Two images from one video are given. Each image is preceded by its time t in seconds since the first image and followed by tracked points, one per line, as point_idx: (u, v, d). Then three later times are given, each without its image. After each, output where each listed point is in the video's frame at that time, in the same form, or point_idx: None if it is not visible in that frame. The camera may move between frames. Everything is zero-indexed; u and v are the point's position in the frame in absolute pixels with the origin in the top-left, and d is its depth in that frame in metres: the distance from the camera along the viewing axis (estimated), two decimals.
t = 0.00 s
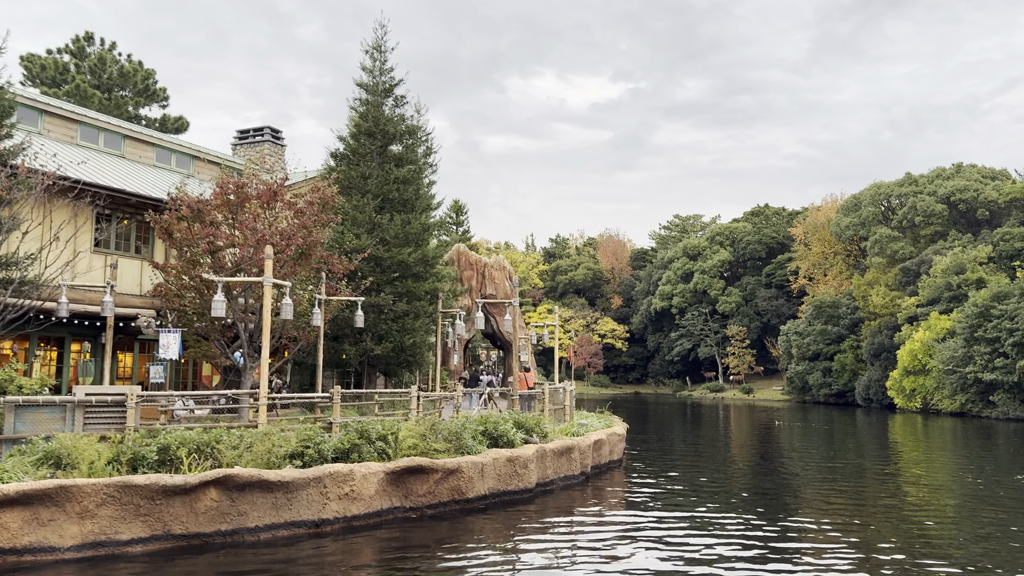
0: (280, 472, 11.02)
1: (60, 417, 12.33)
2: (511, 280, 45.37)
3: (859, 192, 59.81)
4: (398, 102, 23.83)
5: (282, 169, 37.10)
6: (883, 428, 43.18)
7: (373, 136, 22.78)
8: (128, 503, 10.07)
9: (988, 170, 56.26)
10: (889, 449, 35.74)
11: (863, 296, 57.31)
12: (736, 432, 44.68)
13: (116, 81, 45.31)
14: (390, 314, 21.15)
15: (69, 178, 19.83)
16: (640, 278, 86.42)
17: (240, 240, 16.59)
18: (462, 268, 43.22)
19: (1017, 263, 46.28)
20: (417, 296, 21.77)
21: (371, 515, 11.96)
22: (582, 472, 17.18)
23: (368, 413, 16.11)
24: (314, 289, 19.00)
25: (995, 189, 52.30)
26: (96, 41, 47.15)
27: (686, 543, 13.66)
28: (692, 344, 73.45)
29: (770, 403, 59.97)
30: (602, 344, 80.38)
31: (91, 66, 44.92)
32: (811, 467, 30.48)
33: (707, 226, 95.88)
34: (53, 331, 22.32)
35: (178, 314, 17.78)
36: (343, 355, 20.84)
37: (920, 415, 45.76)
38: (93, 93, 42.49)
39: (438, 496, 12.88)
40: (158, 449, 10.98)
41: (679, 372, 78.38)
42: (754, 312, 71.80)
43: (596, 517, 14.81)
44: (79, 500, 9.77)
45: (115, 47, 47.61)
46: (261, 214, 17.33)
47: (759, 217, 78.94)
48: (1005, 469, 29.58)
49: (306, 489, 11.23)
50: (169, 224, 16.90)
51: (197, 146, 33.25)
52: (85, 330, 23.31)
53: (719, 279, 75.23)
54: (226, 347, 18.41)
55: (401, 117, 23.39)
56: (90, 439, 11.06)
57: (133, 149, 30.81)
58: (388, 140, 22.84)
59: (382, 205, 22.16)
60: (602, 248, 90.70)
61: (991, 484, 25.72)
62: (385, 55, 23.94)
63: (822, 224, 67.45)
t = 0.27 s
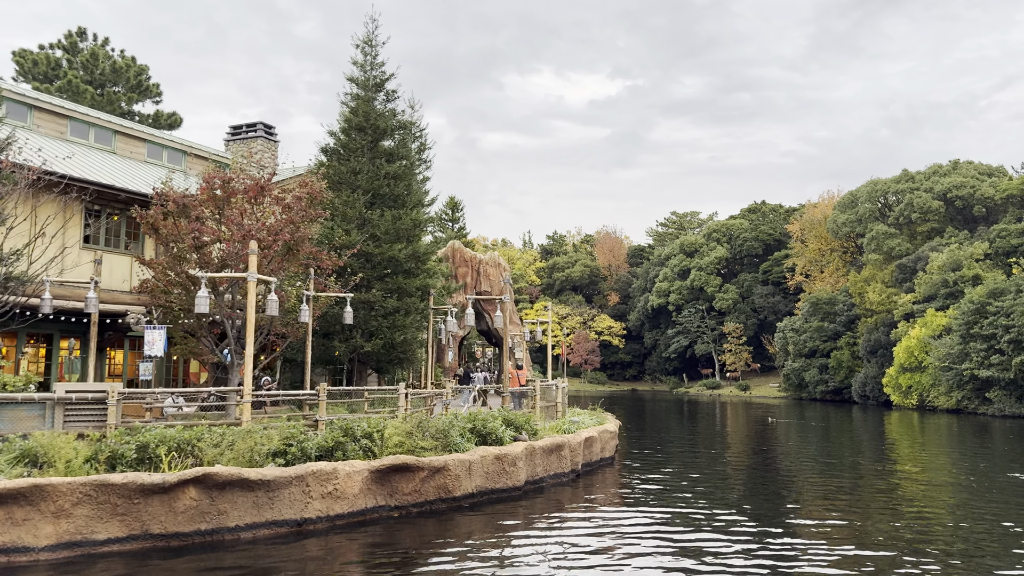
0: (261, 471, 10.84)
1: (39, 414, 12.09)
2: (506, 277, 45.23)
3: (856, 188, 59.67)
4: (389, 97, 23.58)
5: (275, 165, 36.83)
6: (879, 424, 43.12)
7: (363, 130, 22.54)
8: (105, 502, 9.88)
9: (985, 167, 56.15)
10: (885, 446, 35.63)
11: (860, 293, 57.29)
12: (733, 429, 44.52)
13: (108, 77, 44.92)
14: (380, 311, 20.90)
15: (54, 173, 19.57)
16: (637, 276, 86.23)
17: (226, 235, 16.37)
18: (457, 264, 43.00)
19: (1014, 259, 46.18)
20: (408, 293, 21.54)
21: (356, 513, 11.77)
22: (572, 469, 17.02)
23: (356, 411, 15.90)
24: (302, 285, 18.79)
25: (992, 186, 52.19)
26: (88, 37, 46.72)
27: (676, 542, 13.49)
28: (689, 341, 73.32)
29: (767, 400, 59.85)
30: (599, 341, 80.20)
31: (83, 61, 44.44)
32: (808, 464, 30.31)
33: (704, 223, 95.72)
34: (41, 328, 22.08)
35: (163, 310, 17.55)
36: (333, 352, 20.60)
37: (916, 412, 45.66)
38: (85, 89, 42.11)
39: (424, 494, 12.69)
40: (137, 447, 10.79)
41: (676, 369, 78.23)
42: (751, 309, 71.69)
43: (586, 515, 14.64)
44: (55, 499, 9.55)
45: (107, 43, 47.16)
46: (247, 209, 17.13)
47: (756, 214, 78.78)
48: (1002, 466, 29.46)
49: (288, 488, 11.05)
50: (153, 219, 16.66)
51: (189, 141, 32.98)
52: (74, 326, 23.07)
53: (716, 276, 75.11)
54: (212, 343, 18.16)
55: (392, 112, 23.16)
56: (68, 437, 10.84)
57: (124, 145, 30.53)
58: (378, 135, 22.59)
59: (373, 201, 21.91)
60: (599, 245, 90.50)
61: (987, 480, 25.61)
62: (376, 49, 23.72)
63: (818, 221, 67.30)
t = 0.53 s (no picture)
0: (242, 470, 10.65)
1: (19, 413, 12.01)
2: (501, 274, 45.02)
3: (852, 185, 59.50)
4: (380, 92, 23.33)
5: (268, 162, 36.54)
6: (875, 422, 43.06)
7: (353, 126, 22.29)
8: (81, 502, 9.66)
9: (982, 164, 56.02)
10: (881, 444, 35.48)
11: (857, 291, 57.21)
12: (729, 427, 44.35)
13: (100, 73, 44.23)
14: (370, 308, 20.65)
15: (40, 169, 19.30)
16: (634, 273, 86.06)
17: (211, 231, 16.17)
18: (451, 262, 42.78)
19: (1010, 257, 46.07)
20: (398, 290, 21.31)
21: (339, 513, 11.58)
22: (563, 468, 16.84)
23: (343, 409, 15.67)
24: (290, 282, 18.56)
25: (989, 183, 52.05)
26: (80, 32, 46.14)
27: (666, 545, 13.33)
28: (685, 338, 73.16)
29: (763, 398, 59.70)
30: (596, 339, 80.00)
31: (74, 57, 43.77)
32: (805, 462, 30.16)
33: (701, 220, 95.58)
34: (28, 326, 21.79)
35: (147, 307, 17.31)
36: (322, 349, 20.36)
37: (912, 409, 45.56)
38: (77, 85, 41.55)
39: (409, 494, 12.49)
40: (114, 447, 10.59)
41: (673, 366, 78.09)
42: (747, 307, 71.57)
43: (576, 516, 14.47)
44: (29, 499, 9.33)
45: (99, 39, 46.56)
46: (233, 206, 16.95)
47: (753, 211, 78.62)
48: (999, 464, 29.32)
49: (269, 488, 10.85)
50: (137, 215, 16.43)
51: (180, 138, 32.68)
52: (61, 323, 22.79)
53: (713, 274, 74.96)
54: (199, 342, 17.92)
55: (383, 107, 22.92)
56: (44, 436, 10.62)
57: (114, 141, 30.22)
58: (369, 130, 22.35)
59: (363, 197, 21.66)
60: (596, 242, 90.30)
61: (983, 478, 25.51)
62: (367, 44, 23.46)
63: (815, 219, 67.13)
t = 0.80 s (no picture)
0: (222, 470, 10.46)
1: None
2: (496, 271, 44.82)
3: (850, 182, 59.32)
4: (371, 87, 23.11)
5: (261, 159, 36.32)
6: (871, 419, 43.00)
7: (344, 121, 22.06)
8: (56, 502, 9.45)
9: (979, 161, 55.87)
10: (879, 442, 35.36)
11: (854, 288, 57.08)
12: (726, 424, 44.22)
13: (93, 69, 43.42)
14: (360, 305, 20.43)
15: (26, 165, 19.04)
16: (632, 271, 85.88)
17: (197, 227, 15.94)
18: (446, 259, 42.63)
19: (1007, 254, 45.97)
20: (389, 287, 21.10)
21: (323, 514, 11.39)
22: (553, 466, 16.68)
23: (330, 407, 15.47)
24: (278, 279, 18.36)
25: (986, 180, 51.88)
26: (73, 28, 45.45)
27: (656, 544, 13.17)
28: (682, 336, 73.01)
29: (761, 396, 59.57)
30: (593, 336, 79.86)
31: (66, 53, 43.03)
32: (802, 460, 30.01)
33: (699, 218, 95.41)
34: (14, 323, 21.51)
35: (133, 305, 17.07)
36: (312, 347, 20.17)
37: (908, 407, 45.49)
38: (69, 81, 40.98)
39: (395, 494, 12.31)
40: (92, 445, 10.38)
41: (670, 364, 77.95)
42: (744, 305, 71.46)
43: (567, 514, 14.32)
44: (3, 499, 9.12)
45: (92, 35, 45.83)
46: (220, 201, 16.74)
47: (750, 208, 78.43)
48: (996, 462, 29.18)
49: (251, 488, 10.67)
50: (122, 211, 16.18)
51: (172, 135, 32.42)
52: (48, 321, 22.51)
53: (710, 271, 74.82)
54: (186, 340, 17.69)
55: (375, 103, 22.71)
56: (21, 436, 10.41)
57: (105, 138, 30.01)
58: (360, 125, 22.12)
59: (353, 193, 21.44)
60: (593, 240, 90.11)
61: (980, 476, 25.42)
62: (358, 39, 23.23)
63: (812, 216, 66.96)
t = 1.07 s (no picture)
0: (204, 470, 10.26)
1: None
2: (493, 269, 44.60)
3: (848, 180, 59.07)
4: (363, 84, 22.87)
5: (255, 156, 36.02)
6: (869, 417, 42.83)
7: (335, 118, 21.81)
8: (32, 504, 9.23)
9: (977, 158, 55.67)
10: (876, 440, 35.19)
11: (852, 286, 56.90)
12: (725, 423, 44.05)
13: (86, 66, 42.33)
14: (351, 304, 20.21)
15: (13, 161, 18.72)
16: (630, 269, 85.66)
17: (183, 225, 15.72)
18: (442, 257, 42.44)
19: (1005, 251, 45.81)
20: (381, 285, 20.88)
21: (307, 515, 11.20)
22: (545, 466, 16.50)
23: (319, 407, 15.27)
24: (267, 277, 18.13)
25: (984, 178, 51.66)
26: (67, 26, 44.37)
27: (649, 544, 12.97)
28: (681, 334, 72.82)
29: (759, 394, 59.39)
30: (592, 335, 79.66)
31: (59, 51, 41.90)
32: (801, 458, 29.82)
33: (697, 216, 95.22)
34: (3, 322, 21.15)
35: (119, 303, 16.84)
36: (303, 346, 19.94)
37: (906, 405, 45.34)
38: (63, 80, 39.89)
39: (382, 494, 12.11)
40: (71, 446, 10.17)
41: (668, 362, 77.80)
42: (743, 303, 71.29)
43: (559, 514, 14.13)
44: None
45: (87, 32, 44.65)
46: (207, 198, 16.50)
47: (749, 206, 78.19)
48: (995, 459, 29.00)
49: (232, 488, 10.47)
50: (107, 208, 15.95)
51: (165, 132, 32.07)
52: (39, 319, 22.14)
53: (708, 269, 74.63)
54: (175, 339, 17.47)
55: (367, 99, 22.48)
56: None
57: (97, 136, 29.53)
58: (351, 122, 21.87)
59: (344, 190, 21.20)
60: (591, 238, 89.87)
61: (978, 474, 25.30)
62: (349, 35, 22.98)
63: (811, 213, 66.74)
